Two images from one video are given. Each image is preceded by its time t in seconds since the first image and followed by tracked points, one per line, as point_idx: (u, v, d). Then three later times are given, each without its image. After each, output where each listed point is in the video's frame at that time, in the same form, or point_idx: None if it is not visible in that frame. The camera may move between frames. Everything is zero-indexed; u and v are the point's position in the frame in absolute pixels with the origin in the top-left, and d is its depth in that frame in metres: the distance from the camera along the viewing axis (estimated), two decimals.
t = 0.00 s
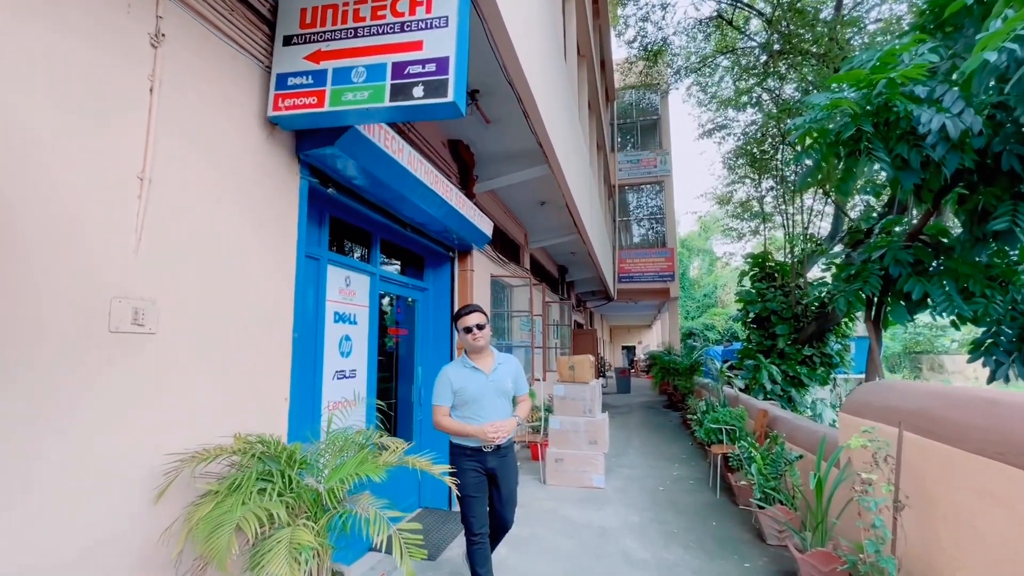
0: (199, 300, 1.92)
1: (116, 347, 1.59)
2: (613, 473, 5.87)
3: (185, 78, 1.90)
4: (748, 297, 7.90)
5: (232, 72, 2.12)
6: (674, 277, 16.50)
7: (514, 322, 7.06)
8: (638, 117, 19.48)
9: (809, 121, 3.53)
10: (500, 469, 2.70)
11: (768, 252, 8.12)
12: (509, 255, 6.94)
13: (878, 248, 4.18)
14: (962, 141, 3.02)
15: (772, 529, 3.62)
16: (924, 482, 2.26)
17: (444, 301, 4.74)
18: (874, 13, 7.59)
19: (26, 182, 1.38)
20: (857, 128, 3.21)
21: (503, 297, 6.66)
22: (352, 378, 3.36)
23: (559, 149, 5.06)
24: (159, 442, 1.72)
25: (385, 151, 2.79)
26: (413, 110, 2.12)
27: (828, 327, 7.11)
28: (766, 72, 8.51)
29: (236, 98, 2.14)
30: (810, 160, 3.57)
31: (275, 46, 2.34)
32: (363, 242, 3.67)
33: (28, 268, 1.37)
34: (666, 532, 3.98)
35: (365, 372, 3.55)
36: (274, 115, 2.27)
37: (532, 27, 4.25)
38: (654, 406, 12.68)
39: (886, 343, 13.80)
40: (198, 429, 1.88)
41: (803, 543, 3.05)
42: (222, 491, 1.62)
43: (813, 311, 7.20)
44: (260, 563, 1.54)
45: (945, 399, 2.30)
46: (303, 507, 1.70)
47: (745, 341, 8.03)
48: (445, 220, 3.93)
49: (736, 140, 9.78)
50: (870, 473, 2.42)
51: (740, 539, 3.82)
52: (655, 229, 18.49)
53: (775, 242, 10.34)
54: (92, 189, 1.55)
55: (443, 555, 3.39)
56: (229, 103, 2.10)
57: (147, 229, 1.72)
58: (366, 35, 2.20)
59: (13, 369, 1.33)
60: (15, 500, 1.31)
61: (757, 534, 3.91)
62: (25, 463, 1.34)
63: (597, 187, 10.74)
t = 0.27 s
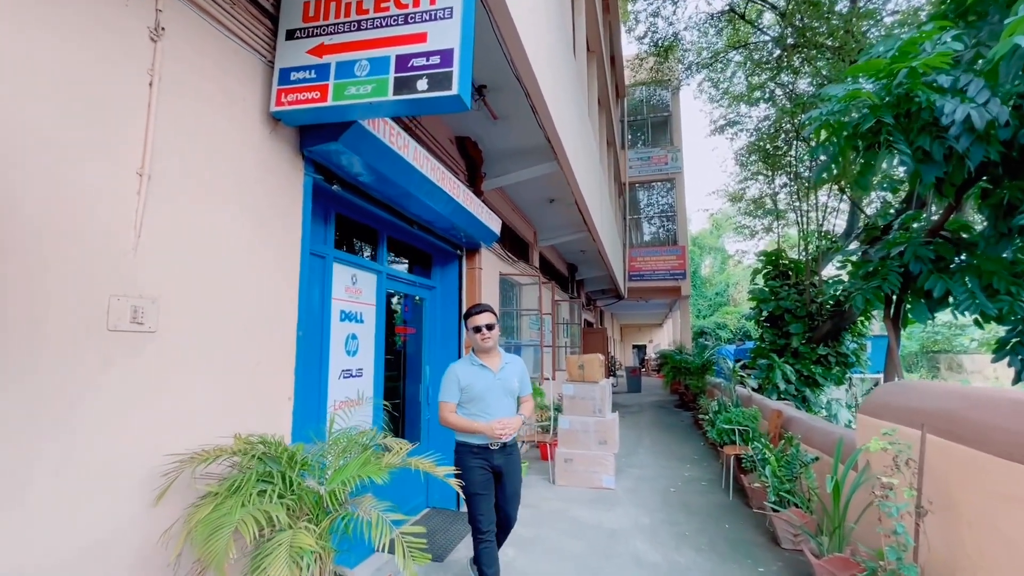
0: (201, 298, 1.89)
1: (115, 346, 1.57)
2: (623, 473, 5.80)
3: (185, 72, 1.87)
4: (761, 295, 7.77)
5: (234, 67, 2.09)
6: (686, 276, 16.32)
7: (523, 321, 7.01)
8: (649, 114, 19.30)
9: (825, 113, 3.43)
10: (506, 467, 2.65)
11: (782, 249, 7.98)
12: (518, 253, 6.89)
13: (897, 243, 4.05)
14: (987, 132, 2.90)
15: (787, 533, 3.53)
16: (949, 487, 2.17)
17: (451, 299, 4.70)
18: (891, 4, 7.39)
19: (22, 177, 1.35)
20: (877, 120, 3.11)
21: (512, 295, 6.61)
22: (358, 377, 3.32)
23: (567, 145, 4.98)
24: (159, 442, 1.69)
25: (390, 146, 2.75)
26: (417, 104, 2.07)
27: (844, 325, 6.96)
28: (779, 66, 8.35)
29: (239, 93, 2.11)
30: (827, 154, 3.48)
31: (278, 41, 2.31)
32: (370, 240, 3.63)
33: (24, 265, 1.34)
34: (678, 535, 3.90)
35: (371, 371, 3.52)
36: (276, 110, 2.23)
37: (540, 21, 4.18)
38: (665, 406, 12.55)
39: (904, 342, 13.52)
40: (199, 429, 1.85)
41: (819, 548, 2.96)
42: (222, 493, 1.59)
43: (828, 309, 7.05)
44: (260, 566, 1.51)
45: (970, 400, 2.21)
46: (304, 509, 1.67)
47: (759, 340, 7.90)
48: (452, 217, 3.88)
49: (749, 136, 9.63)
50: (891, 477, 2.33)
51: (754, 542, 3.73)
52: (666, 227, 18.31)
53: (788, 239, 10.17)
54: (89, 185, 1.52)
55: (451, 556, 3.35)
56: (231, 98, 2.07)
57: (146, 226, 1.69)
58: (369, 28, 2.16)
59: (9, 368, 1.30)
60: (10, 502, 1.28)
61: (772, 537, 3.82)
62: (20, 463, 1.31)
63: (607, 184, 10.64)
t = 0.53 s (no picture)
0: (198, 292, 1.86)
1: (106, 341, 1.54)
2: (633, 472, 5.71)
3: (180, 62, 1.83)
4: (775, 292, 7.61)
5: (231, 57, 2.05)
6: (698, 272, 16.11)
7: (532, 317, 6.93)
8: (660, 108, 19.08)
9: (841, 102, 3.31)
10: (507, 463, 2.60)
11: (796, 245, 7.80)
12: (527, 249, 6.81)
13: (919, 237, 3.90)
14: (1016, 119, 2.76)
15: (801, 535, 3.44)
16: (972, 491, 2.06)
17: (458, 296, 4.65)
18: None
19: (7, 168, 1.32)
20: (898, 108, 2.99)
21: (520, 292, 6.55)
22: (362, 374, 3.28)
23: (576, 138, 4.89)
24: (153, 439, 1.66)
25: (391, 138, 2.69)
26: (416, 93, 2.01)
27: (861, 322, 6.78)
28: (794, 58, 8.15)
29: (235, 83, 2.07)
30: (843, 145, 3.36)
31: (276, 31, 2.27)
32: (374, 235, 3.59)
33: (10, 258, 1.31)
34: (688, 536, 3.82)
35: (376, 367, 3.47)
36: (275, 101, 2.19)
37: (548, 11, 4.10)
38: (677, 404, 12.41)
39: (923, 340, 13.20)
40: (195, 425, 1.82)
41: (835, 552, 2.86)
42: (214, 491, 1.56)
43: (844, 306, 6.88)
44: (252, 567, 1.46)
45: (996, 399, 2.09)
46: (299, 509, 1.62)
47: (772, 338, 7.74)
48: (457, 211, 3.81)
49: (763, 130, 9.43)
50: (912, 480, 2.22)
51: (766, 545, 3.63)
52: (678, 223, 18.10)
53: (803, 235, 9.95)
54: (77, 177, 1.49)
55: (456, 555, 3.30)
56: (227, 88, 2.03)
57: (138, 219, 1.66)
58: (368, 15, 2.10)
59: None
60: None
61: (786, 540, 3.72)
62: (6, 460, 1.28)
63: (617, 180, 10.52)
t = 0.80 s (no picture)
0: (191, 286, 1.82)
1: (93, 336, 1.50)
2: (643, 471, 5.63)
3: (171, 50, 1.79)
4: (790, 287, 7.45)
5: (225, 46, 2.01)
6: (710, 268, 15.88)
7: (540, 314, 6.86)
8: (673, 102, 18.82)
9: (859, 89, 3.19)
10: (502, 456, 2.56)
11: (812, 239, 7.62)
12: (535, 245, 6.73)
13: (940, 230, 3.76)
14: None
15: (815, 537, 3.34)
16: (999, 496, 1.95)
17: (464, 291, 4.59)
18: None
19: None
20: (919, 94, 2.86)
21: (528, 288, 6.48)
22: (364, 370, 3.24)
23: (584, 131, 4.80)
24: (143, 437, 1.62)
25: (391, 129, 2.63)
26: (413, 81, 1.95)
27: (879, 318, 6.59)
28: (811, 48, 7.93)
29: (229, 73, 2.02)
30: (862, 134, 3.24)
31: (272, 20, 2.22)
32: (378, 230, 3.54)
33: None
34: (698, 537, 3.73)
35: (379, 364, 3.43)
36: (270, 91, 2.15)
37: None
38: (688, 402, 12.25)
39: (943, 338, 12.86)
40: (188, 423, 1.78)
41: (850, 555, 2.76)
42: (202, 490, 1.52)
43: (862, 302, 6.70)
44: (240, 569, 1.43)
45: None
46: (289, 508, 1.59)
47: (787, 334, 7.58)
48: (462, 205, 3.75)
49: (778, 122, 9.21)
50: (932, 484, 2.11)
51: (779, 547, 3.53)
52: (690, 218, 17.85)
53: (819, 230, 9.73)
54: (62, 168, 1.45)
55: (459, 554, 3.26)
56: (221, 78, 1.98)
57: (127, 212, 1.61)
58: (363, 2, 2.05)
59: None
60: None
61: (799, 542, 3.61)
62: None
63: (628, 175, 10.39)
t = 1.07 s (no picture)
0: (178, 278, 1.79)
1: (74, 330, 1.47)
2: (648, 466, 5.57)
3: (154, 37, 1.75)
4: (800, 281, 7.33)
5: (212, 33, 1.96)
6: (720, 261, 15.69)
7: (545, 307, 6.80)
8: (682, 92, 18.55)
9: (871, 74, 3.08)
10: (492, 449, 2.63)
11: (824, 232, 7.48)
12: (540, 237, 6.66)
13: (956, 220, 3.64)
14: None
15: (823, 536, 3.26)
16: (1016, 497, 1.87)
17: (466, 285, 4.53)
18: None
19: None
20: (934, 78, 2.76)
21: (532, 281, 6.42)
22: (362, 364, 3.21)
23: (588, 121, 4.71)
24: (129, 431, 1.60)
25: (386, 119, 2.58)
26: (403, 66, 1.89)
27: (891, 312, 6.44)
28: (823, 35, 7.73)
29: (217, 61, 1.98)
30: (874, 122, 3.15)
31: (261, 6, 2.17)
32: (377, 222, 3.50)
33: None
34: (702, 534, 3.67)
35: (378, 358, 3.40)
36: (259, 79, 2.10)
37: None
38: (697, 396, 12.14)
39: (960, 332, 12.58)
40: (176, 417, 1.75)
41: (858, 555, 2.68)
42: (186, 488, 1.49)
43: (874, 295, 6.56)
44: (223, 569, 1.40)
45: None
46: (275, 504, 1.57)
47: (796, 328, 7.47)
48: (462, 197, 3.68)
49: (790, 112, 9.04)
50: (942, 484, 2.04)
51: (785, 544, 3.47)
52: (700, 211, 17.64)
53: (831, 222, 9.54)
54: (38, 157, 1.42)
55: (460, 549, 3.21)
56: (207, 66, 1.94)
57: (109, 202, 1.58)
58: None
59: None
60: None
61: (806, 540, 3.54)
62: None
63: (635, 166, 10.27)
